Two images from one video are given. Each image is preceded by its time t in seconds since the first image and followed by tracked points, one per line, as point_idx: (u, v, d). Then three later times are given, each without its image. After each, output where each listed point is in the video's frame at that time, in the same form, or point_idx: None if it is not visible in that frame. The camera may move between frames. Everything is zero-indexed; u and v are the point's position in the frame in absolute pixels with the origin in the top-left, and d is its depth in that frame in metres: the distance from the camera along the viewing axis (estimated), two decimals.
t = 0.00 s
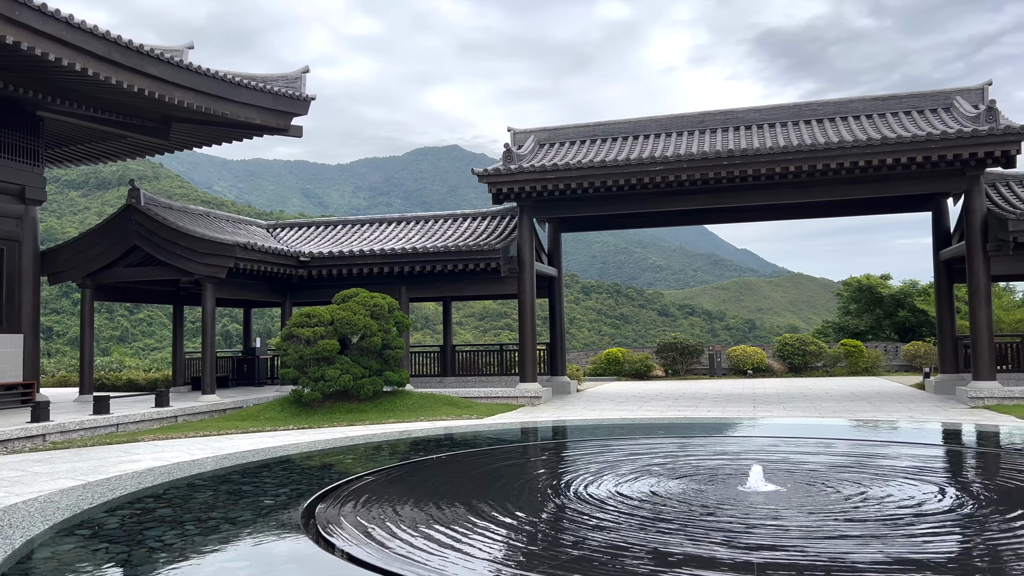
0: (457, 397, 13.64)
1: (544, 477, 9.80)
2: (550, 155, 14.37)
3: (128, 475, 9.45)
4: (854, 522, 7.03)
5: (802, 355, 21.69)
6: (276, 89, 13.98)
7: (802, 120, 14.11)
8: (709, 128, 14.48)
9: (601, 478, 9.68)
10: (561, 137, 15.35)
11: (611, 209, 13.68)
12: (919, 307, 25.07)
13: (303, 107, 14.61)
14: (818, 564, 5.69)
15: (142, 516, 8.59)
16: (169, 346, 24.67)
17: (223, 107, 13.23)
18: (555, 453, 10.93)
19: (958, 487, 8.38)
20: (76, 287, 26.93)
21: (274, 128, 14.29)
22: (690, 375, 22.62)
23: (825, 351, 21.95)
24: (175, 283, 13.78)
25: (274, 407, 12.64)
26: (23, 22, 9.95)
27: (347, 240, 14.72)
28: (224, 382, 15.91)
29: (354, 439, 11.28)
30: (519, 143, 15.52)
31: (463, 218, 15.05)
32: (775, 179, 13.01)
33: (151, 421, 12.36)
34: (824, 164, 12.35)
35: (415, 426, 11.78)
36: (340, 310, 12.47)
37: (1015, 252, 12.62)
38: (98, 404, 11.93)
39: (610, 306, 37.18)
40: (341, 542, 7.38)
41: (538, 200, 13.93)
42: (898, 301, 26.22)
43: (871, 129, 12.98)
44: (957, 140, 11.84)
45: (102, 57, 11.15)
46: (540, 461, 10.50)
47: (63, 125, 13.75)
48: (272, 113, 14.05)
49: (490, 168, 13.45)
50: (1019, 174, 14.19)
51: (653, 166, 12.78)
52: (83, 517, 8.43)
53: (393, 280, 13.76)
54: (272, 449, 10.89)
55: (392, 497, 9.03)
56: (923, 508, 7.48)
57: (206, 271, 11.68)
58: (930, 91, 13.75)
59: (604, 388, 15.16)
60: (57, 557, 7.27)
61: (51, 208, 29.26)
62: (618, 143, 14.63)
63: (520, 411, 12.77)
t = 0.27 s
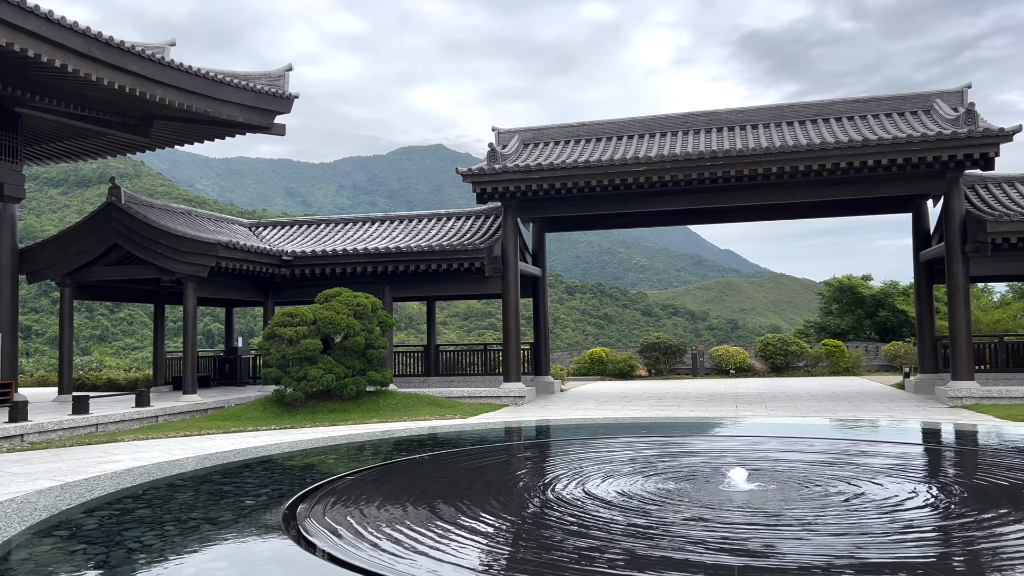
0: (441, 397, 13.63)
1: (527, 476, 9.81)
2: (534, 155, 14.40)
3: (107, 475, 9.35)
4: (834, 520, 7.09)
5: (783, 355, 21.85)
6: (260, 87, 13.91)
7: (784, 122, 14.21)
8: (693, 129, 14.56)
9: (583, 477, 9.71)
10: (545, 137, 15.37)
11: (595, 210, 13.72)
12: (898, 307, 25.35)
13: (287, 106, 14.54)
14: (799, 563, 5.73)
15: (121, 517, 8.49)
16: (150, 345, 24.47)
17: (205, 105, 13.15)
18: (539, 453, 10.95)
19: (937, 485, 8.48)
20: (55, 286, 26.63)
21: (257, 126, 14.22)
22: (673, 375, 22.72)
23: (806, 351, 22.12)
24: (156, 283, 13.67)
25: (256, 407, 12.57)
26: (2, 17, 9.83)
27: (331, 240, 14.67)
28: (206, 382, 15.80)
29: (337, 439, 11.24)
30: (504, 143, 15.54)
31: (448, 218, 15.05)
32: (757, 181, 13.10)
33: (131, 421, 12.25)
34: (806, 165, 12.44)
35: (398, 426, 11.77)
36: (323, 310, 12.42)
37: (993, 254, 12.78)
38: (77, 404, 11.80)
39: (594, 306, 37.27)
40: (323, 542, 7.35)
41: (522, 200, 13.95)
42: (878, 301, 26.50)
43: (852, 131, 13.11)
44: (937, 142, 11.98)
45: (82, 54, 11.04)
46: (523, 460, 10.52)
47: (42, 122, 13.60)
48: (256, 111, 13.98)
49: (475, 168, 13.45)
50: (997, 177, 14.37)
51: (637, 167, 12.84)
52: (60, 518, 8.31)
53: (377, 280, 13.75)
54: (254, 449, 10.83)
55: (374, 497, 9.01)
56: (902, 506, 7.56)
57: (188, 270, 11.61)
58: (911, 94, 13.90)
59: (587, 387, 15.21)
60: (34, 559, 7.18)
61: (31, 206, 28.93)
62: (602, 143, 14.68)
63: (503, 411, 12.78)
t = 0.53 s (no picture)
0: (424, 397, 13.61)
1: (510, 476, 9.82)
2: (518, 155, 14.41)
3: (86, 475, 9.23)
4: (814, 519, 7.15)
5: (765, 356, 22.01)
6: (242, 85, 13.83)
7: (766, 124, 14.31)
8: (677, 129, 14.63)
9: (566, 477, 9.72)
10: (530, 137, 15.39)
11: (579, 210, 13.76)
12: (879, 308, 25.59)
13: (269, 104, 14.46)
14: (780, 562, 5.76)
15: (99, 518, 8.40)
16: (130, 344, 24.26)
17: (187, 102, 13.05)
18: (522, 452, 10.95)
19: (916, 484, 8.57)
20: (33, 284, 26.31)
21: (239, 124, 14.13)
22: (656, 374, 22.81)
23: (788, 351, 22.28)
24: (137, 281, 13.55)
25: (237, 407, 12.49)
26: None
27: (313, 239, 14.61)
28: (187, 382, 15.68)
29: (320, 439, 11.19)
30: (488, 142, 15.54)
31: (432, 217, 15.04)
32: (740, 182, 13.18)
33: (111, 421, 12.14)
34: (788, 167, 12.54)
35: (381, 426, 11.74)
36: (306, 309, 12.37)
37: (972, 255, 12.92)
38: (55, 404, 11.65)
39: (578, 306, 37.35)
40: (304, 543, 7.31)
41: (506, 200, 13.96)
42: (859, 301, 26.73)
43: (833, 133, 13.23)
44: (917, 145, 12.10)
45: (62, 50, 10.92)
46: (506, 460, 10.51)
47: (20, 118, 13.43)
48: (238, 109, 13.88)
49: (459, 167, 13.44)
50: (976, 179, 14.54)
51: (620, 168, 12.88)
52: (37, 519, 8.17)
53: (360, 279, 13.71)
54: (235, 449, 10.77)
55: (356, 497, 8.98)
56: (882, 505, 7.63)
57: (169, 268, 11.53)
58: (892, 96, 14.03)
59: (571, 387, 15.24)
60: (10, 561, 7.08)
61: (8, 203, 28.58)
62: (586, 144, 14.72)
63: (487, 411, 12.78)
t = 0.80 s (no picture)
0: (408, 397, 13.59)
1: (493, 476, 9.81)
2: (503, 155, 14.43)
3: (65, 475, 9.07)
4: (794, 518, 7.21)
5: (748, 356, 22.15)
6: (224, 82, 13.74)
7: (749, 125, 14.41)
8: (660, 130, 14.69)
9: (549, 477, 9.74)
10: (514, 136, 15.40)
11: (563, 210, 13.78)
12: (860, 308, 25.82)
13: (252, 102, 14.38)
14: (761, 561, 5.80)
15: (78, 518, 8.30)
16: (111, 344, 24.03)
17: (169, 100, 12.95)
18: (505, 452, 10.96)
19: (896, 483, 8.66)
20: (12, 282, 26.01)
21: (221, 122, 14.04)
22: (639, 374, 22.90)
23: (770, 351, 22.44)
24: (117, 280, 13.42)
25: (219, 407, 12.41)
26: None
27: (296, 238, 14.55)
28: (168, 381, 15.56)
29: (302, 439, 11.15)
30: (472, 141, 15.54)
31: (416, 217, 15.03)
32: (723, 183, 13.26)
33: (90, 421, 12.02)
34: (770, 168, 12.63)
35: (364, 426, 11.70)
36: (288, 309, 12.32)
37: (951, 256, 13.06)
38: (34, 404, 11.50)
39: (562, 306, 37.40)
40: (285, 543, 7.28)
41: (491, 199, 13.96)
42: (840, 302, 26.96)
43: (815, 135, 13.34)
44: (898, 147, 12.21)
45: (42, 46, 10.79)
46: (489, 460, 10.52)
47: None
48: (220, 107, 13.79)
49: (443, 166, 13.43)
50: (956, 181, 14.71)
51: (604, 168, 12.92)
52: (15, 520, 8.03)
53: (343, 278, 13.68)
54: (217, 449, 10.70)
55: (339, 497, 8.94)
56: (862, 504, 7.70)
57: (150, 267, 11.45)
58: (873, 99, 14.16)
59: (555, 387, 15.27)
60: None
61: None
62: (571, 144, 14.75)
63: (470, 411, 12.78)
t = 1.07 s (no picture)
0: (392, 397, 13.56)
1: (477, 476, 9.80)
2: (488, 154, 14.42)
3: (43, 476, 8.90)
4: (775, 517, 7.26)
5: (731, 356, 22.28)
6: (208, 80, 13.65)
7: (733, 126, 14.48)
8: (645, 131, 14.75)
9: (532, 476, 9.74)
10: (499, 136, 15.41)
11: (548, 209, 13.80)
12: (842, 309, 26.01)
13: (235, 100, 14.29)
14: (744, 560, 5.83)
15: (57, 519, 8.20)
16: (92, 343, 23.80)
17: (151, 97, 12.84)
18: (489, 451, 10.96)
19: (877, 482, 8.75)
20: None
21: (205, 120, 13.95)
22: (623, 374, 22.98)
23: (753, 351, 22.58)
24: (98, 278, 13.29)
25: (201, 407, 12.33)
26: None
27: (280, 236, 14.49)
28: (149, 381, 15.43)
29: (284, 439, 11.11)
30: (458, 141, 15.53)
31: (401, 216, 15.00)
32: (706, 184, 13.33)
33: (69, 421, 11.88)
34: (754, 169, 12.71)
35: (347, 426, 11.66)
36: (271, 308, 12.27)
37: (932, 257, 13.20)
38: (13, 403, 11.35)
39: (547, 306, 37.44)
40: (267, 543, 7.24)
41: (476, 199, 13.96)
42: (822, 302, 27.19)
43: (798, 137, 13.44)
44: (880, 148, 12.32)
45: (22, 43, 10.67)
46: (473, 459, 10.51)
47: None
48: (203, 105, 13.70)
49: (428, 166, 13.41)
50: (937, 183, 14.87)
51: (589, 168, 12.95)
52: None
53: (327, 278, 13.64)
54: (198, 449, 10.63)
55: (321, 497, 8.90)
56: (843, 503, 7.77)
57: (131, 266, 11.37)
58: (855, 101, 14.29)
59: (539, 387, 15.29)
60: None
61: None
62: (556, 144, 14.77)
63: (454, 411, 12.78)
